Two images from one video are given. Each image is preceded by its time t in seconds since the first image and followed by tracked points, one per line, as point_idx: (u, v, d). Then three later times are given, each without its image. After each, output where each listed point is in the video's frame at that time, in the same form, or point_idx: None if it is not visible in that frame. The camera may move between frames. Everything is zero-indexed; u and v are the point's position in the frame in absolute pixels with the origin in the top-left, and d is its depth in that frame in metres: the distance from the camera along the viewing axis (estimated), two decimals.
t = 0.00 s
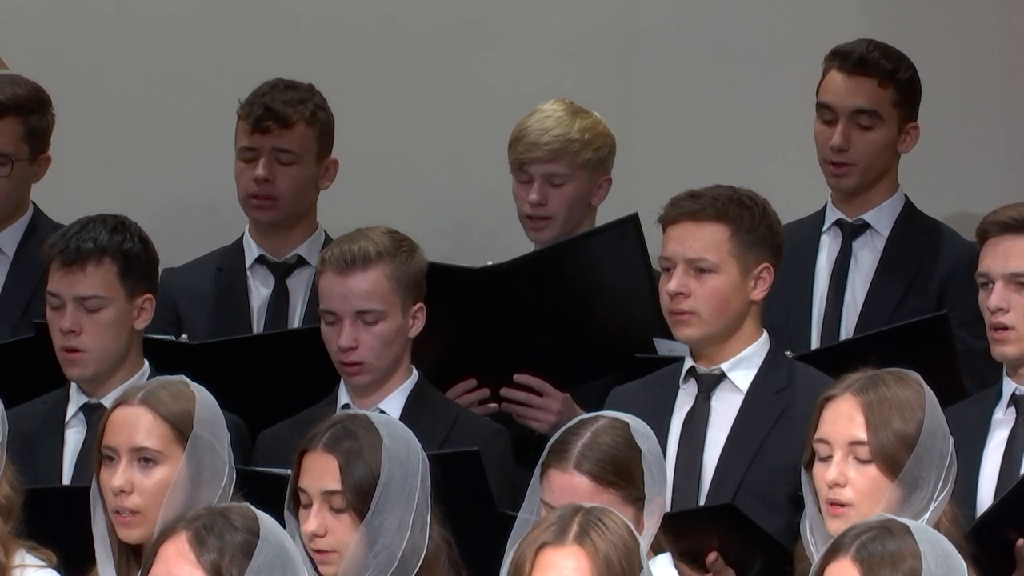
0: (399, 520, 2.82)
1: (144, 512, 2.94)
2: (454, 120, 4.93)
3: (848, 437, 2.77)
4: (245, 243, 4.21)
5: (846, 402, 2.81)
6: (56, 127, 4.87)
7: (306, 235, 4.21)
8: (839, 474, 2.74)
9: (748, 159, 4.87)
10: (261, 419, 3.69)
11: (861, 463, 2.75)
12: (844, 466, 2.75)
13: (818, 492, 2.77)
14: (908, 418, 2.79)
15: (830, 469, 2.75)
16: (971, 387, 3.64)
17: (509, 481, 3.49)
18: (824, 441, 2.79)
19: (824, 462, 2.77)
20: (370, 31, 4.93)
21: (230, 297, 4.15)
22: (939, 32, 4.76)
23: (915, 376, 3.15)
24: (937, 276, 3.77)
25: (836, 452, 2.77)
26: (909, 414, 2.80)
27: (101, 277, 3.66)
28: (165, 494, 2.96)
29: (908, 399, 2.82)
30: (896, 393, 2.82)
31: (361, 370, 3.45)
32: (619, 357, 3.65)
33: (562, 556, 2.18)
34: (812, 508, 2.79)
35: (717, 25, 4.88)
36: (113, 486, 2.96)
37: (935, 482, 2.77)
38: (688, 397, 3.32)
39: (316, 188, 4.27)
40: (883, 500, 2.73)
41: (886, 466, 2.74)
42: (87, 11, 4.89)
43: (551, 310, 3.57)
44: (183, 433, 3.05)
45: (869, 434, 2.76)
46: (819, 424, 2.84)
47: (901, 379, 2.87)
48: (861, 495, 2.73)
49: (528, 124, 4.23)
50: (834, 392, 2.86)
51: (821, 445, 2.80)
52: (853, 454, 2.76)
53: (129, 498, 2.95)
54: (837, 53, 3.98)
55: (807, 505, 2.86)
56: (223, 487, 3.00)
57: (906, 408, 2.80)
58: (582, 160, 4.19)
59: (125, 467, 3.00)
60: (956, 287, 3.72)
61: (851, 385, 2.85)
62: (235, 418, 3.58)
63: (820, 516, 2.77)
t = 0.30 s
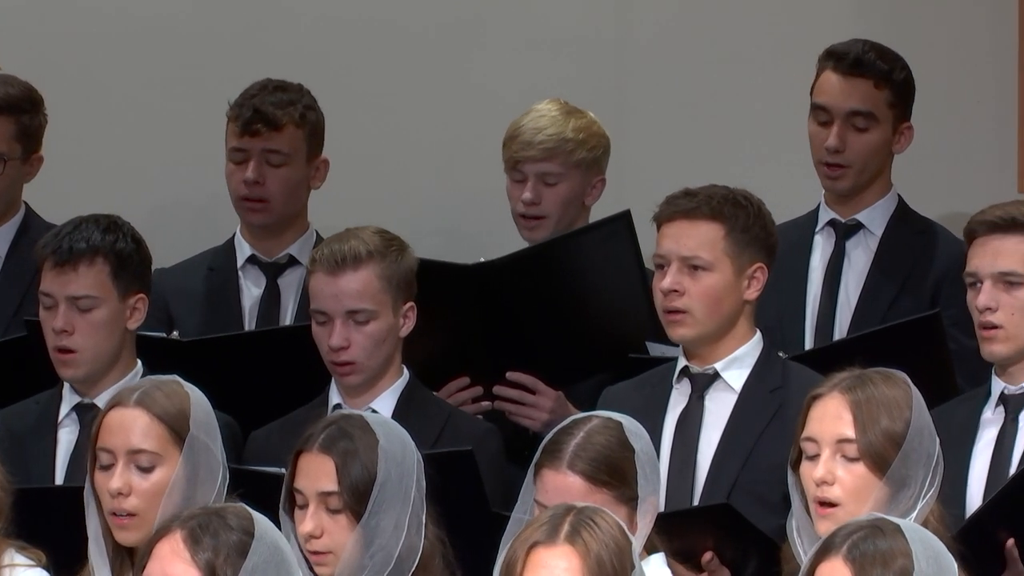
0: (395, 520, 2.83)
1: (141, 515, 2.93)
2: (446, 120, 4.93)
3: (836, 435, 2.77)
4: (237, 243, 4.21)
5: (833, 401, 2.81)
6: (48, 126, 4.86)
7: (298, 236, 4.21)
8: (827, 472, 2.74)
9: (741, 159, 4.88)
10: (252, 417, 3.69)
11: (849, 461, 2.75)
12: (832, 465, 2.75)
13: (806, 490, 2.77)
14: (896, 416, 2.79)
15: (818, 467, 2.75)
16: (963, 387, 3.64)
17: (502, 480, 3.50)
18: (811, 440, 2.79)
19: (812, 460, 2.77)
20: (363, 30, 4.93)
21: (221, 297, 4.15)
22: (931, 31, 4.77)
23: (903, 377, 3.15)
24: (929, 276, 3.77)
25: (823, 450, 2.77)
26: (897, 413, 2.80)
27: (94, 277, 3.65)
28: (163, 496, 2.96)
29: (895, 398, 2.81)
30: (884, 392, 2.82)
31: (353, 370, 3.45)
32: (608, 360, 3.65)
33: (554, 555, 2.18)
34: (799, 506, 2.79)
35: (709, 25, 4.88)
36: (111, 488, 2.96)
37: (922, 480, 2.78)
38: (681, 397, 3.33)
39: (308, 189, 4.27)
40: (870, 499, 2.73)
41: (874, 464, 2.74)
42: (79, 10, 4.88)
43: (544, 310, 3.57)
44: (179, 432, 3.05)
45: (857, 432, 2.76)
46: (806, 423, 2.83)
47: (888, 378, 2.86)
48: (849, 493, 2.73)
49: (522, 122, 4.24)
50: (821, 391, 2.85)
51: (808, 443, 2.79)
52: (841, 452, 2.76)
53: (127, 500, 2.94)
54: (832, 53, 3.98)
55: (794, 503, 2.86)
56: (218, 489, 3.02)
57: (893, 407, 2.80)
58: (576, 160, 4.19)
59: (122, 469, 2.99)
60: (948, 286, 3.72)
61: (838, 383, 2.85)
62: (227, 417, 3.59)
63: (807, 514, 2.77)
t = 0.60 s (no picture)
0: (388, 518, 2.82)
1: (133, 515, 2.92)
2: (438, 120, 4.93)
3: (826, 436, 2.77)
4: (229, 243, 4.20)
5: (823, 402, 2.81)
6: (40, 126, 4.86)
7: (291, 236, 4.21)
8: (817, 473, 2.74)
9: (733, 159, 4.88)
10: (244, 417, 3.69)
11: (839, 462, 2.75)
12: (822, 466, 2.75)
13: (797, 492, 2.77)
14: (885, 417, 2.79)
15: (808, 468, 2.75)
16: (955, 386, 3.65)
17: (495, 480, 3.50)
18: (802, 441, 2.79)
19: (802, 461, 2.77)
20: (355, 30, 4.92)
21: (214, 297, 4.14)
22: (923, 31, 4.77)
23: (893, 377, 3.15)
24: (922, 276, 3.77)
25: (814, 451, 2.77)
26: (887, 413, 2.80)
27: (86, 277, 3.65)
28: (155, 496, 2.95)
29: (885, 399, 2.82)
30: (874, 392, 2.82)
31: (345, 370, 3.44)
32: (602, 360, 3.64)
33: (547, 555, 2.18)
34: (791, 508, 2.79)
35: (700, 25, 4.89)
36: (103, 489, 2.95)
37: (913, 480, 2.78)
38: (675, 396, 3.32)
39: (301, 190, 4.26)
40: (861, 499, 2.73)
41: (864, 464, 2.74)
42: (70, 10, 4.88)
43: (538, 309, 3.57)
44: (171, 433, 3.04)
45: (847, 432, 2.76)
46: (796, 424, 2.84)
47: (878, 379, 2.86)
48: (840, 493, 2.73)
49: (517, 122, 4.24)
50: (811, 392, 2.86)
51: (799, 444, 2.80)
52: (831, 453, 2.76)
53: (119, 500, 2.94)
54: (822, 53, 3.98)
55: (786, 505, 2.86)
56: (210, 487, 3.00)
57: (883, 408, 2.80)
58: (571, 160, 4.19)
59: (114, 470, 2.99)
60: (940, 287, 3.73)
61: (828, 385, 2.85)
62: (219, 417, 3.58)
63: (798, 516, 2.77)
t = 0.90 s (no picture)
0: (378, 518, 2.82)
1: (126, 516, 2.92)
2: (431, 119, 4.92)
3: (818, 437, 2.77)
4: (222, 243, 4.19)
5: (815, 402, 2.81)
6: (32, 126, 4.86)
7: (284, 236, 4.20)
8: (809, 474, 2.74)
9: (726, 160, 4.88)
10: (238, 418, 3.68)
11: (831, 462, 2.75)
12: (815, 466, 2.75)
13: (791, 492, 2.77)
14: (878, 417, 2.79)
15: (801, 469, 2.75)
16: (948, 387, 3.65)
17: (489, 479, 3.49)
18: (794, 441, 2.79)
19: (795, 462, 2.77)
20: (348, 30, 4.92)
21: (206, 298, 4.14)
22: (916, 31, 4.77)
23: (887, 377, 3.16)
24: (915, 276, 3.77)
25: (806, 452, 2.77)
26: (879, 414, 2.80)
27: (79, 277, 3.65)
28: (148, 497, 2.95)
29: (877, 399, 2.82)
30: (866, 393, 2.82)
31: (341, 370, 3.44)
32: (594, 362, 3.65)
33: (540, 554, 2.17)
34: (786, 510, 2.80)
35: (692, 25, 4.89)
36: (96, 490, 2.95)
37: (906, 480, 2.78)
38: (669, 395, 3.33)
39: (295, 190, 4.26)
40: (854, 499, 2.73)
41: (856, 464, 2.74)
42: (63, 10, 4.88)
43: (532, 310, 3.56)
44: (163, 433, 3.04)
45: (839, 432, 2.76)
46: (788, 425, 2.84)
47: (870, 379, 2.86)
48: (833, 493, 2.73)
49: (512, 122, 4.24)
50: (804, 392, 2.85)
51: (791, 445, 2.79)
52: (824, 453, 2.76)
53: (112, 501, 2.93)
54: (814, 53, 3.98)
55: (780, 506, 2.86)
56: (201, 488, 2.99)
57: (875, 408, 2.80)
58: (565, 160, 4.18)
59: (107, 471, 2.98)
60: (934, 286, 3.73)
61: (820, 385, 2.85)
62: (212, 417, 3.58)
63: (794, 517, 2.77)
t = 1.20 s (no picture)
0: (369, 518, 2.83)
1: (118, 516, 2.91)
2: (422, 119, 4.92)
3: (811, 437, 2.77)
4: (214, 244, 4.19)
5: (808, 402, 2.81)
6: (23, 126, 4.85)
7: (277, 236, 4.18)
8: (802, 473, 2.74)
9: (718, 160, 4.88)
10: (230, 419, 3.67)
11: (824, 461, 2.75)
12: (807, 466, 2.75)
13: (784, 492, 2.77)
14: (871, 417, 2.79)
15: (794, 468, 2.75)
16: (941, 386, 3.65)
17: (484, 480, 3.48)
18: (787, 442, 2.79)
19: (788, 461, 2.77)
20: (340, 30, 4.92)
21: (199, 298, 4.14)
22: (907, 31, 4.77)
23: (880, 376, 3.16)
24: (907, 276, 3.78)
25: (799, 452, 2.77)
26: (872, 414, 2.80)
27: (70, 277, 3.64)
28: (140, 496, 2.94)
29: (870, 399, 2.82)
30: (858, 393, 2.82)
31: (337, 372, 3.44)
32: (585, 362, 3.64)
33: (533, 554, 2.17)
34: (779, 510, 2.79)
35: (684, 26, 4.89)
36: (87, 490, 2.94)
37: (899, 480, 2.78)
38: (661, 395, 3.33)
39: (288, 189, 4.25)
40: (846, 500, 2.73)
41: (848, 465, 2.74)
42: (54, 11, 4.88)
43: (524, 310, 3.56)
44: (155, 433, 3.04)
45: (831, 433, 2.76)
46: (781, 425, 2.84)
47: (864, 379, 2.86)
48: (825, 493, 2.73)
49: (505, 123, 4.23)
50: (797, 393, 2.85)
51: (784, 445, 2.80)
52: (816, 453, 2.76)
53: (103, 501, 2.92)
54: (804, 53, 3.98)
55: (773, 506, 2.86)
56: (193, 487, 2.99)
57: (868, 408, 2.80)
58: (557, 161, 4.18)
59: (99, 471, 2.98)
60: (926, 286, 3.73)
61: (813, 385, 2.85)
62: (203, 418, 3.57)
63: (787, 517, 2.77)
